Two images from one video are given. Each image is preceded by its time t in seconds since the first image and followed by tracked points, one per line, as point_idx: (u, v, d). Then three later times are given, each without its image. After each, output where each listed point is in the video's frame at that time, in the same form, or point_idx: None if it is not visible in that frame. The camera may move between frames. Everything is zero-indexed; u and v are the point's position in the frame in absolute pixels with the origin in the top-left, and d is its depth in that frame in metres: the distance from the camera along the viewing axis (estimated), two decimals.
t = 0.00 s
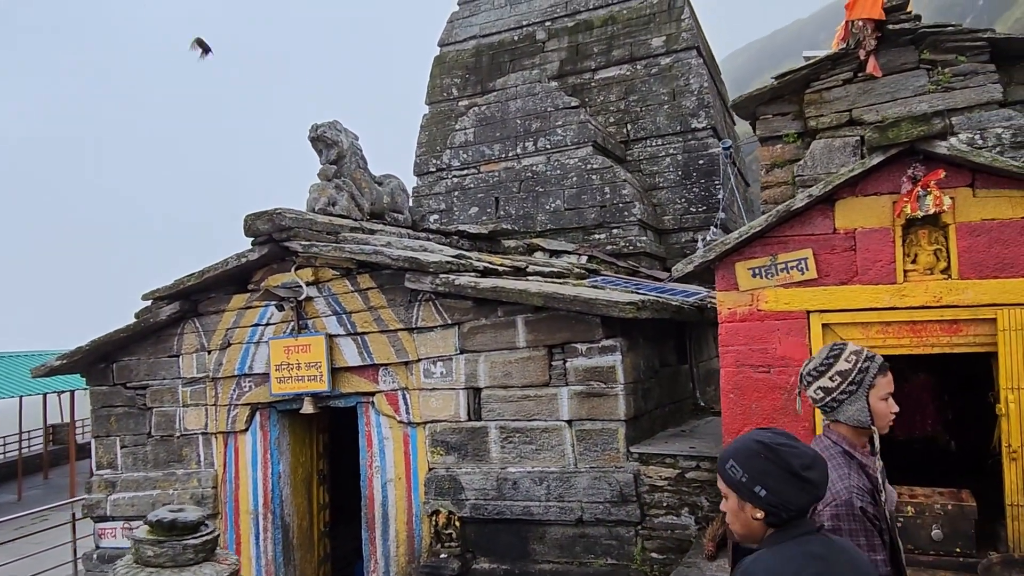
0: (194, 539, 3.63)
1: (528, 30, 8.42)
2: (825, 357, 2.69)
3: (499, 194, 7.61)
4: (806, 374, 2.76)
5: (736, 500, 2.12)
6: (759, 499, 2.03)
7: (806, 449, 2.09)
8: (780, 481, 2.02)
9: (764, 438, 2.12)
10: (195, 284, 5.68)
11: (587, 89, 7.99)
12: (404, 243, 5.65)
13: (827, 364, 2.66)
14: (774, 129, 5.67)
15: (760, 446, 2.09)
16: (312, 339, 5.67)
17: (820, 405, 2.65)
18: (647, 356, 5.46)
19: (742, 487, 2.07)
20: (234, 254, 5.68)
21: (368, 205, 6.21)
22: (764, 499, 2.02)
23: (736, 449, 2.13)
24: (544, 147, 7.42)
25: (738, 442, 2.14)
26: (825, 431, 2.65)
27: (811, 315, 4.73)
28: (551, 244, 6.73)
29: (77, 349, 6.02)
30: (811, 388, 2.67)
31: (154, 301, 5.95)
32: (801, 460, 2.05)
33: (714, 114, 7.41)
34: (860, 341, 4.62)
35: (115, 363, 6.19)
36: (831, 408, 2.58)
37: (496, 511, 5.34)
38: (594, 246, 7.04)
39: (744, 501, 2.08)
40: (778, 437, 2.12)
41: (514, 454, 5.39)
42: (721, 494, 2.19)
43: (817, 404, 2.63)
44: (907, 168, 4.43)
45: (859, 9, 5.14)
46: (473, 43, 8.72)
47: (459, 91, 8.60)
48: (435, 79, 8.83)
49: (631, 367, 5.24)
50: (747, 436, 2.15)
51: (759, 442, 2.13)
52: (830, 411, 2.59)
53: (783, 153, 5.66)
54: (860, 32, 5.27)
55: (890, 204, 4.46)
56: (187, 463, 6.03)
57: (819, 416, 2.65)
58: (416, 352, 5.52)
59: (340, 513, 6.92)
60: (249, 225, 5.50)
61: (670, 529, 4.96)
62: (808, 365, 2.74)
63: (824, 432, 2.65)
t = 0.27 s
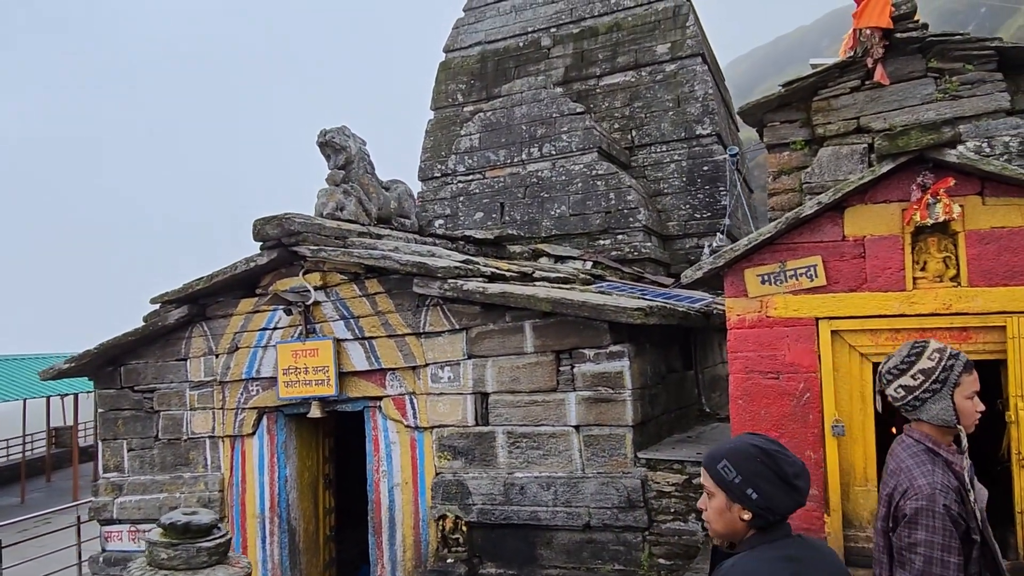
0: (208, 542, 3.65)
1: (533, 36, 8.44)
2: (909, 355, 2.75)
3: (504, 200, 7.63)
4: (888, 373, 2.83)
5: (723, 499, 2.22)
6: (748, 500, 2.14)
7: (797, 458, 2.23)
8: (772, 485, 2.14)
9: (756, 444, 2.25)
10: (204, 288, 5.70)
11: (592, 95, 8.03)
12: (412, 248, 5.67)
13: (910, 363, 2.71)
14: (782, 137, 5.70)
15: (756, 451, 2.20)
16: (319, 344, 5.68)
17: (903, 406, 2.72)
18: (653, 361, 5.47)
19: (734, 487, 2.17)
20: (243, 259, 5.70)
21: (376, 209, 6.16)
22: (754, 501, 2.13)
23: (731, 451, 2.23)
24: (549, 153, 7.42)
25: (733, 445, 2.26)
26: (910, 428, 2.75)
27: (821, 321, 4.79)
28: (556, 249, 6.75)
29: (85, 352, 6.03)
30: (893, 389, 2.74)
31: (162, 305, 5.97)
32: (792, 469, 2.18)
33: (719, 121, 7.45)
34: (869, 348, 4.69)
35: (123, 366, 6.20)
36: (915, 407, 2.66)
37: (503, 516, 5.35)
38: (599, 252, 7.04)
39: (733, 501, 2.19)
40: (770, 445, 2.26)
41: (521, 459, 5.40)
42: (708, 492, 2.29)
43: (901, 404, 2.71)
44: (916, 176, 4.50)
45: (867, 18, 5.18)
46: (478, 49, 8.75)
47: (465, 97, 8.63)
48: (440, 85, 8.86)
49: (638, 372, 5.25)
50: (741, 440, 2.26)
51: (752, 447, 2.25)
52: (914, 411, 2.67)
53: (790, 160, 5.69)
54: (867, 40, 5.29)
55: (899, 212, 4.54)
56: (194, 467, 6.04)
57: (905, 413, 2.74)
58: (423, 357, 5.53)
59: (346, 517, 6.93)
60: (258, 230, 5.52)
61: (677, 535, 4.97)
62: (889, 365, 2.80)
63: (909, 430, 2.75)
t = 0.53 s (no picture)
0: (209, 556, 3.43)
1: (541, 32, 8.25)
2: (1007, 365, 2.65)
3: (511, 202, 7.42)
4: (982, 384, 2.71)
5: (732, 509, 2.01)
6: (760, 513, 1.93)
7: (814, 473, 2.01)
8: (784, 499, 1.93)
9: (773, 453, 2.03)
10: (201, 292, 5.49)
11: (602, 94, 7.85)
12: (417, 252, 5.46)
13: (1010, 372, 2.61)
14: (803, 138, 5.50)
15: (772, 461, 1.98)
16: (320, 350, 5.46)
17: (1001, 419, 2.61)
18: (668, 371, 5.25)
19: (745, 498, 1.96)
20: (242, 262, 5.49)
21: (378, 211, 5.93)
22: (766, 514, 1.92)
23: (745, 460, 2.01)
24: (558, 153, 7.22)
25: (747, 452, 2.04)
26: (1005, 442, 2.64)
27: (846, 330, 4.61)
28: (565, 254, 6.57)
29: (77, 358, 5.81)
30: (990, 400, 2.63)
31: (158, 309, 5.75)
32: (809, 483, 1.96)
33: (735, 120, 7.28)
34: (897, 358, 4.52)
35: (116, 373, 5.98)
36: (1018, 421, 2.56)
37: (511, 532, 5.13)
38: (610, 256, 6.83)
39: (743, 512, 1.97)
40: (787, 457, 2.03)
41: (530, 472, 5.18)
42: (715, 500, 2.07)
43: (1000, 417, 2.60)
44: (947, 180, 4.35)
45: (894, 14, 5.00)
46: (484, 45, 8.54)
47: (470, 94, 8.42)
48: (444, 82, 8.65)
49: (652, 383, 5.04)
50: (757, 449, 2.04)
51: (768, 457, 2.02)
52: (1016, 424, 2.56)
53: (812, 162, 5.49)
54: (894, 37, 5.11)
55: (929, 216, 4.37)
56: (189, 478, 5.81)
57: (1001, 426, 2.63)
58: (429, 365, 5.31)
59: (346, 530, 6.68)
60: (258, 232, 5.32)
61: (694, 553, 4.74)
62: (982, 376, 2.69)
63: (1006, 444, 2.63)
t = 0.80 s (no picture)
0: None
1: (553, 9, 7.48)
2: None
3: (519, 199, 6.84)
4: None
5: (778, 538, 1.86)
6: (807, 548, 1.77)
7: (879, 515, 1.77)
8: (835, 536, 1.75)
9: (832, 485, 1.82)
10: (174, 299, 4.91)
11: (621, 77, 7.10)
12: (417, 254, 4.88)
13: None
14: (853, 127, 5.06)
15: (828, 496, 1.79)
16: (307, 365, 4.88)
17: None
18: (698, 390, 4.69)
19: (791, 529, 1.81)
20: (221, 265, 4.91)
21: (372, 209, 5.28)
22: (812, 550, 1.77)
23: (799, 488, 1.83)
24: (573, 144, 6.66)
25: (803, 482, 1.84)
26: None
27: (902, 344, 4.06)
28: (580, 257, 6.02)
29: (36, 372, 5.21)
30: None
31: (127, 317, 5.16)
32: (869, 526, 1.75)
33: (772, 107, 6.55)
34: (961, 376, 3.97)
35: (80, 388, 5.38)
36: None
37: (521, 570, 4.55)
38: (630, 259, 6.27)
39: (789, 544, 1.82)
40: (850, 492, 1.82)
41: (542, 502, 4.60)
42: (763, 525, 1.92)
43: None
44: (1018, 175, 3.82)
45: None
46: (490, 23, 7.80)
47: (472, 79, 7.71)
48: (444, 64, 7.92)
49: (681, 403, 4.48)
50: (815, 479, 1.84)
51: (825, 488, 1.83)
52: None
53: (862, 154, 5.02)
54: (957, 14, 4.61)
55: (998, 217, 3.84)
56: (160, 506, 5.20)
57: None
58: (429, 382, 4.74)
59: (336, 563, 6.06)
60: (239, 232, 4.75)
61: None
62: None
63: None
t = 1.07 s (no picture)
0: None
1: None
2: None
3: (537, 203, 6.34)
4: None
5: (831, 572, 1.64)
6: None
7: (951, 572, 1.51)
8: None
9: (903, 527, 1.57)
10: (151, 309, 4.41)
11: (652, 70, 6.68)
12: (424, 262, 4.40)
13: None
14: (914, 126, 4.64)
15: (896, 542, 1.53)
16: (298, 385, 4.39)
17: None
18: (737, 420, 4.20)
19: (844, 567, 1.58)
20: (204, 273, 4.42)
21: (374, 214, 4.75)
22: None
23: (867, 526, 1.57)
24: (597, 143, 6.17)
25: (873, 520, 1.58)
26: None
27: (969, 369, 3.60)
28: (604, 269, 5.56)
29: None
30: None
31: (99, 329, 4.66)
32: None
33: (822, 105, 6.11)
34: None
35: (46, 407, 4.85)
36: None
37: None
38: (661, 272, 5.80)
39: None
40: (924, 539, 1.55)
41: (560, 542, 4.10)
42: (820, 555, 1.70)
43: None
44: None
45: None
46: (505, 8, 7.37)
47: (485, 70, 7.27)
48: (454, 55, 7.46)
49: (717, 432, 4.00)
50: (886, 517, 1.58)
51: (894, 528, 1.58)
52: None
53: (924, 157, 4.59)
54: None
55: None
56: (130, 540, 4.65)
57: None
58: (434, 405, 4.25)
59: None
60: (225, 237, 4.30)
61: None
62: None
63: None
